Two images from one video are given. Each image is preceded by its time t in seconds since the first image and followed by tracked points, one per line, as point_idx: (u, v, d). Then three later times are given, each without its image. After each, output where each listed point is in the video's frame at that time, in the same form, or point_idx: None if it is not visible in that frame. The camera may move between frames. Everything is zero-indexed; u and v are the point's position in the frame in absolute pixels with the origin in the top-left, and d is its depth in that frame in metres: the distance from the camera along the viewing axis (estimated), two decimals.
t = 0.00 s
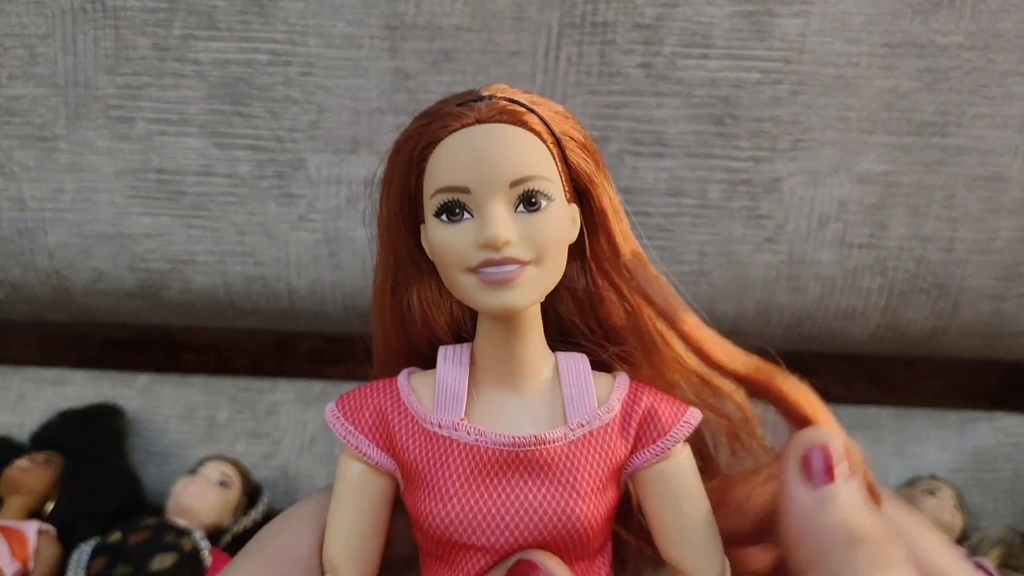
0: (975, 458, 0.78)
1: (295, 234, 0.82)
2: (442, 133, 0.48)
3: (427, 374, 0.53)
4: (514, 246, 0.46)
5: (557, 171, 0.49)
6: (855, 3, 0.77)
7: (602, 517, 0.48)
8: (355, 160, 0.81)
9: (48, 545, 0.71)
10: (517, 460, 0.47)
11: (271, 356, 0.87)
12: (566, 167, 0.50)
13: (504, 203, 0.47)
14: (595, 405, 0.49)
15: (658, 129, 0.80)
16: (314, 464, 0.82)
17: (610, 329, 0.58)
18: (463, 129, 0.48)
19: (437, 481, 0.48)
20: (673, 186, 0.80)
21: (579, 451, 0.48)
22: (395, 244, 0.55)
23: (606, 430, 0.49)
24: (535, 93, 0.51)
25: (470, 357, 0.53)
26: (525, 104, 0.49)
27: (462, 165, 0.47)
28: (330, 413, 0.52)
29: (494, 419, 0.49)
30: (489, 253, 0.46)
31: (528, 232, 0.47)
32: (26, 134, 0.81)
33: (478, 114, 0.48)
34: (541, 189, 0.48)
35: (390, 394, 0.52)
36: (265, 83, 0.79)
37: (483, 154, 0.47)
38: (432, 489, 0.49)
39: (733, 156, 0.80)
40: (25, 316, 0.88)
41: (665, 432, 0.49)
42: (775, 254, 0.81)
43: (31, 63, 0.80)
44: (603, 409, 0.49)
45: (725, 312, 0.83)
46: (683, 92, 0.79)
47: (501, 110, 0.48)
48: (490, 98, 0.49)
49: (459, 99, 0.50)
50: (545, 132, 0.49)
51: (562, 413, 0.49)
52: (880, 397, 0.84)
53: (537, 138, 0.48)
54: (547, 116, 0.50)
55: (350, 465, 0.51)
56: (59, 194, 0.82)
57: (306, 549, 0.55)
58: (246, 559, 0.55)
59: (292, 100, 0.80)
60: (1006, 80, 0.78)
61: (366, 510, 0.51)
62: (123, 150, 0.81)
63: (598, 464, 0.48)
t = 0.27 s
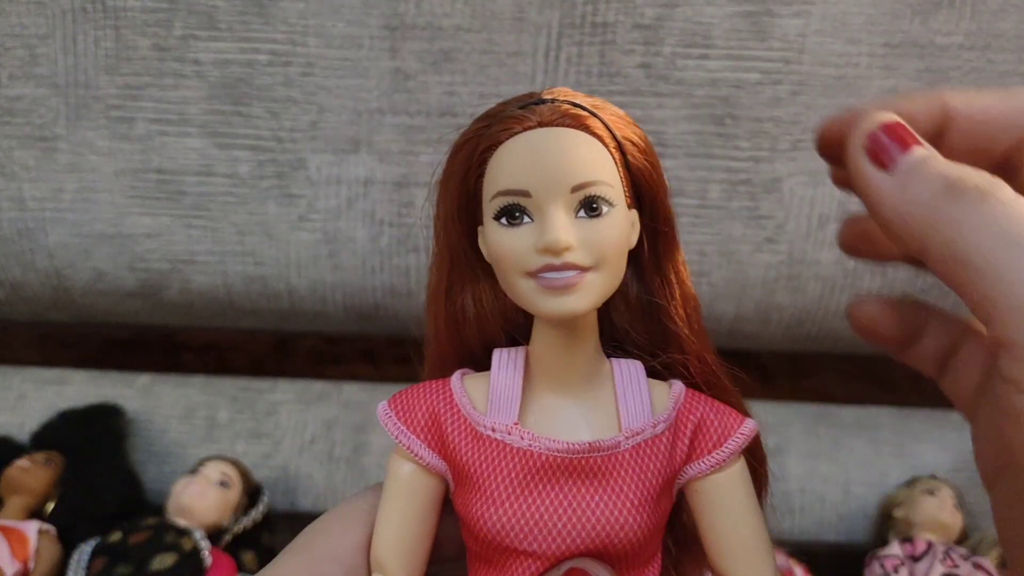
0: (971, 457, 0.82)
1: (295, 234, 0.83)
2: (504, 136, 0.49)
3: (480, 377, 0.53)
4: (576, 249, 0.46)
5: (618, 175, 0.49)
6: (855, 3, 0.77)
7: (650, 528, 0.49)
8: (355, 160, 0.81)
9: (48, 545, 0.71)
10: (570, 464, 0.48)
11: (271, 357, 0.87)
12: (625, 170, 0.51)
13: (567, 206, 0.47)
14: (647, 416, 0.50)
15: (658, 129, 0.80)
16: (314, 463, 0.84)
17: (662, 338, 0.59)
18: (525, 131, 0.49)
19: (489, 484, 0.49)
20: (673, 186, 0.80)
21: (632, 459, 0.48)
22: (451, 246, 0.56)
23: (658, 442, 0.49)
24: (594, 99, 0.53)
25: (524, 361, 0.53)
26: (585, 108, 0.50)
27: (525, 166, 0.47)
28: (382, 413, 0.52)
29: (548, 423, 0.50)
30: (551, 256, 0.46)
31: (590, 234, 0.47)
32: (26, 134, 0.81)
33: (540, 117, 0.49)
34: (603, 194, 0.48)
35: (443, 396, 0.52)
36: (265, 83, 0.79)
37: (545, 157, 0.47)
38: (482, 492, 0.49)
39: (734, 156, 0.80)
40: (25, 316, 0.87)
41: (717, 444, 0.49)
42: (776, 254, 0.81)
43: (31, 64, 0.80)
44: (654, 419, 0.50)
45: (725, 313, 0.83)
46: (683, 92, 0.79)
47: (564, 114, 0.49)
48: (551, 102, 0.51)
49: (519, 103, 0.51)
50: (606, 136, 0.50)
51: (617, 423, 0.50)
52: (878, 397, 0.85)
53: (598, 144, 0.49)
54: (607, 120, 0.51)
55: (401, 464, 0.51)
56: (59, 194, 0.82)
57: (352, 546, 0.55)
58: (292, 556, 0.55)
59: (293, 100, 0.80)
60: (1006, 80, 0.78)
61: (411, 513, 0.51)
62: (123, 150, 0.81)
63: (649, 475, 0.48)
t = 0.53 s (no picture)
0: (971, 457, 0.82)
1: (296, 234, 0.83)
2: (535, 135, 0.49)
3: (501, 377, 0.53)
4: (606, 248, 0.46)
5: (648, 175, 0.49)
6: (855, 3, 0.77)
7: (671, 527, 0.48)
8: (355, 160, 0.81)
9: (48, 545, 0.71)
10: (591, 464, 0.48)
11: (272, 357, 0.86)
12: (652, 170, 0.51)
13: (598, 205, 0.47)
14: (669, 417, 0.49)
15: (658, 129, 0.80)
16: (315, 463, 0.84)
17: (680, 341, 0.61)
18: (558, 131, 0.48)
19: (510, 482, 0.48)
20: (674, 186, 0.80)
21: (653, 458, 0.48)
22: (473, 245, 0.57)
23: (679, 442, 0.49)
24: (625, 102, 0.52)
25: (546, 360, 0.52)
26: (617, 108, 0.50)
27: (557, 164, 0.47)
28: (402, 410, 0.52)
29: (569, 422, 0.50)
30: (581, 255, 0.46)
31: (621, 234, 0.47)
32: (26, 134, 0.81)
33: (572, 117, 0.49)
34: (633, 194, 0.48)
35: (463, 395, 0.52)
36: (265, 83, 0.79)
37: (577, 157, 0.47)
38: (503, 490, 0.48)
39: (734, 156, 0.80)
40: (24, 316, 0.87)
41: (737, 445, 0.49)
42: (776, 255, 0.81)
43: (31, 64, 0.80)
44: (674, 420, 0.49)
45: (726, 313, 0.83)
46: (683, 92, 0.79)
47: (596, 115, 0.49)
48: (583, 101, 0.50)
49: (551, 103, 0.51)
50: (634, 135, 0.50)
51: (637, 424, 0.50)
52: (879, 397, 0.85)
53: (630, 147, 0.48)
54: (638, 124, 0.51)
55: (419, 462, 0.51)
56: (60, 194, 0.82)
57: (367, 543, 0.55)
58: (306, 553, 0.55)
59: (293, 100, 0.80)
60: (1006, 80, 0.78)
61: (430, 512, 0.50)
62: (123, 149, 0.81)
63: (670, 474, 0.48)
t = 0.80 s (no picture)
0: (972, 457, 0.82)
1: (296, 234, 0.83)
2: (529, 137, 0.48)
3: (493, 377, 0.53)
4: (600, 249, 0.45)
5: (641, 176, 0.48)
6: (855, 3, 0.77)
7: (664, 525, 0.49)
8: (355, 160, 0.81)
9: (49, 545, 0.71)
10: (584, 463, 0.48)
11: (272, 355, 0.88)
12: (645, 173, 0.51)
13: (592, 206, 0.46)
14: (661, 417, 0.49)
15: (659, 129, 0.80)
16: (314, 463, 0.83)
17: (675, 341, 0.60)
18: (553, 132, 0.47)
19: (504, 482, 0.48)
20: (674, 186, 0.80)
21: (645, 457, 0.48)
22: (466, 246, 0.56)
23: (671, 440, 0.49)
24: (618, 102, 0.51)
25: (539, 359, 0.52)
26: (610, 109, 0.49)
27: (550, 165, 0.46)
28: (394, 411, 0.52)
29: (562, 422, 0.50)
30: (575, 256, 0.45)
31: (615, 236, 0.46)
32: (27, 134, 0.81)
33: (567, 119, 0.48)
34: (628, 195, 0.47)
35: (456, 395, 0.51)
36: (265, 83, 0.79)
37: (572, 157, 0.46)
38: (496, 490, 0.48)
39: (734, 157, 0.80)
40: (25, 317, 0.87)
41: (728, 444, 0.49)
42: (775, 255, 0.81)
43: (31, 64, 0.80)
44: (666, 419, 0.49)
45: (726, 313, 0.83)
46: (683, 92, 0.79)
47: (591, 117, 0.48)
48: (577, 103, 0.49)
49: (545, 105, 0.50)
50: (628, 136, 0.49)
51: (629, 424, 0.50)
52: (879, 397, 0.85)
53: (624, 148, 0.48)
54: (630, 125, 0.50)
55: (412, 462, 0.51)
56: (60, 194, 0.82)
57: (358, 543, 0.55)
58: (299, 553, 0.55)
59: (293, 100, 0.80)
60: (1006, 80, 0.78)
61: (421, 514, 0.50)
62: (123, 150, 0.81)
63: (662, 472, 0.48)
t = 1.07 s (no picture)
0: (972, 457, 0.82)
1: (296, 234, 0.83)
2: (537, 135, 0.48)
3: (500, 377, 0.53)
4: (608, 247, 0.45)
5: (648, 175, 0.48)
6: (856, 3, 0.77)
7: (670, 524, 0.49)
8: (355, 160, 0.81)
9: (48, 545, 0.71)
10: (593, 463, 0.47)
11: (273, 355, 0.87)
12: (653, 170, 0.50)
13: (599, 205, 0.46)
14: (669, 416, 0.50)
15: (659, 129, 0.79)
16: (314, 463, 0.83)
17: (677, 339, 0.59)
18: (561, 130, 0.47)
19: (512, 481, 0.48)
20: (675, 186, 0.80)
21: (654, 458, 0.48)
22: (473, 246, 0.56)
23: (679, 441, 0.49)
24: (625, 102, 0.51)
25: (546, 359, 0.52)
26: (617, 109, 0.49)
27: (557, 164, 0.46)
28: (401, 410, 0.51)
29: (569, 421, 0.50)
30: (583, 254, 0.45)
31: (623, 234, 0.46)
32: (27, 134, 0.81)
33: (574, 118, 0.48)
34: (635, 194, 0.47)
35: (463, 395, 0.51)
36: (265, 83, 0.79)
37: (579, 156, 0.46)
38: (504, 489, 0.48)
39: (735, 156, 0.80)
40: (26, 316, 0.87)
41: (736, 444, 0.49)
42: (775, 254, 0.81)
43: (31, 64, 0.80)
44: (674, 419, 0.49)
45: (726, 313, 0.83)
46: (683, 92, 0.79)
47: (597, 116, 0.48)
48: (585, 102, 0.49)
49: (551, 103, 0.49)
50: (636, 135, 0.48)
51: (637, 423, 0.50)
52: (880, 398, 0.85)
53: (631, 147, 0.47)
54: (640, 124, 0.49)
55: (418, 461, 0.50)
56: (60, 194, 0.82)
57: (363, 545, 0.55)
58: (304, 552, 0.55)
59: (293, 100, 0.80)
60: (1006, 80, 0.78)
61: (429, 515, 0.49)
62: (123, 149, 0.81)
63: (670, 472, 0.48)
